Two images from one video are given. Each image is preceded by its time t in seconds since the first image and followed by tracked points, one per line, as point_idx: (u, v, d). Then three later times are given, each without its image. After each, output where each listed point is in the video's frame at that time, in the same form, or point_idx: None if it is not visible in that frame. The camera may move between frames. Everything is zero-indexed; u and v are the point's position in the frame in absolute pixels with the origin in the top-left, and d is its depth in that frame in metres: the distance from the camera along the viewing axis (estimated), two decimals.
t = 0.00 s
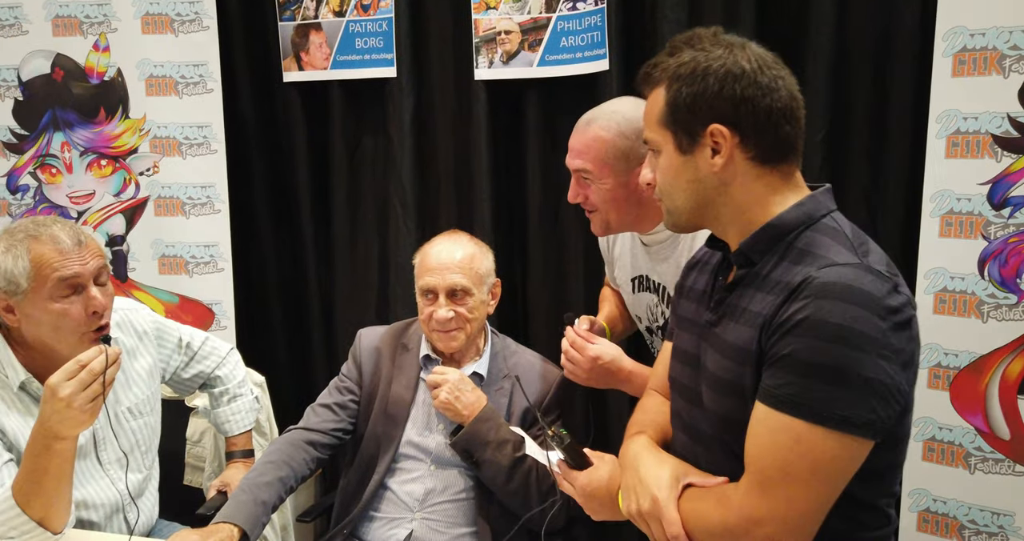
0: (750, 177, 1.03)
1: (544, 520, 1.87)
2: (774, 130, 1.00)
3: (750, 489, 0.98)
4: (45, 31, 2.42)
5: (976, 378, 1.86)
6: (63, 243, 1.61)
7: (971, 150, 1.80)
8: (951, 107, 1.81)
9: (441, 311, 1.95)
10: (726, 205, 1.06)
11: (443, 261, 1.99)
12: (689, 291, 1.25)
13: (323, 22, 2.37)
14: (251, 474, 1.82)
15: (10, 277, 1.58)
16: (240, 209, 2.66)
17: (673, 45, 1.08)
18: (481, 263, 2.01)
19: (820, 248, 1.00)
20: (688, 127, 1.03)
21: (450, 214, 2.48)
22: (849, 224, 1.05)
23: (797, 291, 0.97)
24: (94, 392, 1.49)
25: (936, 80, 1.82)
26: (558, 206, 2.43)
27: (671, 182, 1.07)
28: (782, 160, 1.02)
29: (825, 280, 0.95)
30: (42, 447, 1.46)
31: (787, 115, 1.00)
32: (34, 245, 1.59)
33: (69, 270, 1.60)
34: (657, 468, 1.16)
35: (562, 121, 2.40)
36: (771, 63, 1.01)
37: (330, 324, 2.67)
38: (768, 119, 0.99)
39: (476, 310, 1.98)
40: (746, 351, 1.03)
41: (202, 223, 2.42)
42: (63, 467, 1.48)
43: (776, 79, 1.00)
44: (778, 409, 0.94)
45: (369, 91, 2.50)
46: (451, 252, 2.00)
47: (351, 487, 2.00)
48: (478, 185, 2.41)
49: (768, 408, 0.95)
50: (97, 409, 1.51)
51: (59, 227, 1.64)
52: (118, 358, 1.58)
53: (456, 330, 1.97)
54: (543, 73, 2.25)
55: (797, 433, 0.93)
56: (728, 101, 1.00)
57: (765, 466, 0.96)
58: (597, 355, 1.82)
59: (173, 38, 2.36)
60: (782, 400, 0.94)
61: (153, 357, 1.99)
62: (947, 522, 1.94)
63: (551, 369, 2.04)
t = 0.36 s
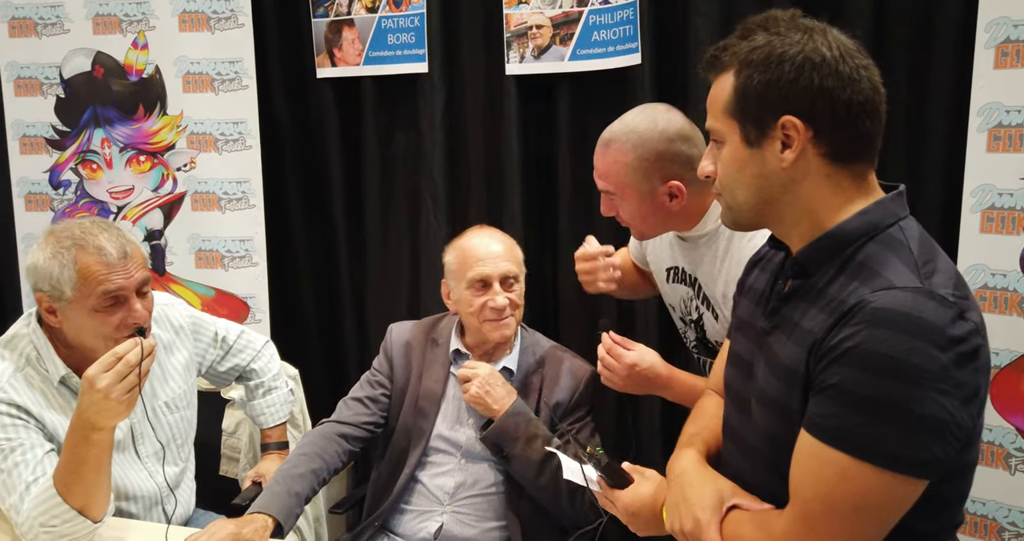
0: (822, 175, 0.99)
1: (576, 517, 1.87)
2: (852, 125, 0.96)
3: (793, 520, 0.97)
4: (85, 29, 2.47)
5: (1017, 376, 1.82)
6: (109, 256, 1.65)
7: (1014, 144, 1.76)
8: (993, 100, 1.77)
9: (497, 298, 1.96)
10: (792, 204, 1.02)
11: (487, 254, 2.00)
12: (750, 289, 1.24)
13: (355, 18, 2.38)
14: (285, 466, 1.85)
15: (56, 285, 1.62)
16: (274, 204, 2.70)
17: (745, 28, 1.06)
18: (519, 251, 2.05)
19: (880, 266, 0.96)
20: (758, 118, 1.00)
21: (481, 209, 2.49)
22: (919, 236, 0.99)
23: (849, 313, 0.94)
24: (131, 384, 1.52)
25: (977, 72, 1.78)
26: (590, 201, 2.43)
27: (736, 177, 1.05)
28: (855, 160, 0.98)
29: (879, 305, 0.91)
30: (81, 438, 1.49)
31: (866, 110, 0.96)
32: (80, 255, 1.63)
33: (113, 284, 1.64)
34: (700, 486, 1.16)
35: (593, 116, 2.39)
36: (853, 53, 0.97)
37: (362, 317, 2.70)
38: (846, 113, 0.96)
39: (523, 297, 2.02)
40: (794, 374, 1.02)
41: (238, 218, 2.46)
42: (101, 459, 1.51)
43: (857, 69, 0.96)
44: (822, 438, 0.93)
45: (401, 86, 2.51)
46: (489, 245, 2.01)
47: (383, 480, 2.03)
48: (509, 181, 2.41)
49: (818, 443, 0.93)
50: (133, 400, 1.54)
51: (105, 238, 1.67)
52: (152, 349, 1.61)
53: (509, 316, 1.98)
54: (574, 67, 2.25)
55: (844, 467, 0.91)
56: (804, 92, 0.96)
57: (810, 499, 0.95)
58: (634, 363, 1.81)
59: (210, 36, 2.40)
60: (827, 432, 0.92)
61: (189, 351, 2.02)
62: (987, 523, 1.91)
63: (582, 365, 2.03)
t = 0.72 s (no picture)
0: (856, 165, 0.98)
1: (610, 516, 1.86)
2: (888, 115, 0.95)
3: (850, 501, 0.96)
4: (127, 31, 2.53)
5: None
6: (166, 256, 1.69)
7: None
8: None
9: (534, 294, 1.96)
10: (826, 193, 1.01)
11: (524, 250, 2.01)
12: (766, 283, 1.25)
13: (389, 17, 2.39)
14: (319, 462, 1.87)
15: (115, 282, 1.65)
16: (309, 203, 2.73)
17: (784, 21, 1.06)
18: (554, 248, 2.06)
19: (929, 251, 0.94)
20: (795, 106, 1.00)
21: (514, 207, 2.49)
22: (953, 224, 1.00)
23: (905, 297, 0.92)
24: (171, 379, 1.53)
25: None
26: (623, 199, 2.41)
27: (769, 165, 1.04)
28: (891, 150, 0.97)
29: (939, 287, 0.89)
30: (121, 432, 1.50)
31: (902, 101, 0.96)
32: (138, 254, 1.67)
33: (170, 283, 1.69)
34: (739, 475, 1.14)
35: (626, 113, 2.38)
36: (890, 45, 0.97)
37: (394, 315, 2.71)
38: (883, 103, 0.95)
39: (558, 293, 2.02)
40: (844, 360, 1.00)
41: (274, 216, 2.48)
42: (142, 452, 1.53)
43: (894, 61, 0.96)
44: (884, 420, 0.91)
45: (434, 85, 2.52)
46: (523, 242, 2.02)
47: (416, 477, 2.04)
48: (541, 179, 2.41)
49: (871, 421, 0.93)
50: (173, 395, 1.56)
51: (161, 237, 1.71)
52: (193, 345, 1.64)
53: (544, 312, 1.97)
54: (608, 65, 2.23)
55: (909, 449, 0.89)
56: (842, 79, 0.95)
57: (868, 480, 0.93)
58: (666, 362, 1.78)
59: (247, 36, 2.43)
60: (888, 411, 0.91)
61: (227, 348, 2.06)
62: None
63: (616, 364, 2.02)
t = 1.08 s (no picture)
0: (856, 161, 1.05)
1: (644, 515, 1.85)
2: (883, 112, 1.03)
3: (890, 486, 1.01)
4: (167, 32, 2.58)
5: None
6: (213, 244, 1.74)
7: None
8: None
9: (547, 295, 1.94)
10: (829, 190, 1.08)
11: (545, 248, 1.98)
12: (777, 285, 1.32)
13: (423, 16, 2.40)
14: (352, 459, 1.88)
15: (168, 275, 1.68)
16: (343, 202, 2.75)
17: (779, 30, 1.13)
18: (582, 249, 2.01)
19: (939, 238, 1.01)
20: (794, 107, 1.07)
21: (547, 206, 2.49)
22: (955, 212, 1.06)
23: (924, 283, 0.98)
24: (214, 375, 1.55)
25: None
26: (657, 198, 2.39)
27: (772, 165, 1.12)
28: (888, 145, 1.05)
29: (955, 271, 0.95)
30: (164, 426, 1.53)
31: (895, 99, 1.03)
32: (186, 245, 1.71)
33: (220, 269, 1.73)
34: (774, 472, 1.18)
35: (660, 111, 2.36)
36: (880, 47, 1.05)
37: (426, 313, 2.72)
38: (878, 100, 1.02)
39: (580, 295, 1.98)
40: (867, 350, 1.06)
41: (309, 215, 2.51)
42: (184, 447, 1.55)
43: (886, 63, 1.04)
44: (916, 404, 0.96)
45: (467, 84, 2.53)
46: (550, 240, 1.99)
47: (448, 474, 2.04)
48: (575, 178, 2.40)
49: (905, 406, 0.97)
50: (217, 391, 1.57)
51: (204, 229, 1.76)
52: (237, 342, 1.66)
53: (560, 314, 1.95)
54: (642, 62, 2.22)
55: (943, 428, 0.94)
56: (837, 81, 1.03)
57: (906, 463, 0.98)
58: (695, 363, 1.79)
59: (283, 37, 2.45)
60: (919, 396, 0.96)
61: (263, 346, 2.08)
62: None
63: (649, 365, 2.00)
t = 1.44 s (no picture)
0: (841, 178, 1.09)
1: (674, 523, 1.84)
2: (862, 129, 1.06)
3: (917, 491, 1.02)
4: (202, 40, 2.63)
5: None
6: (252, 252, 1.78)
7: None
8: None
9: (581, 298, 1.94)
10: (821, 207, 1.12)
11: (580, 251, 1.98)
12: (793, 301, 1.35)
13: (453, 23, 2.42)
14: (383, 463, 1.89)
15: (210, 284, 1.71)
16: (374, 207, 2.78)
17: (757, 64, 1.19)
18: (616, 253, 2.00)
19: (936, 240, 1.04)
20: (775, 135, 1.12)
21: (576, 211, 2.49)
22: (953, 212, 1.09)
23: (924, 286, 1.01)
24: (247, 378, 1.58)
25: None
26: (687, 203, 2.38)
27: (764, 190, 1.17)
28: (872, 159, 1.08)
29: (952, 271, 0.98)
30: (200, 428, 1.56)
31: (873, 115, 1.07)
32: (228, 254, 1.75)
33: (260, 277, 1.78)
34: (806, 488, 1.22)
35: (690, 115, 2.34)
36: (853, 69, 1.09)
37: (455, 317, 2.73)
38: (854, 119, 1.06)
39: (615, 298, 1.97)
40: (879, 358, 1.09)
41: (340, 220, 2.54)
42: (217, 448, 1.57)
43: (859, 82, 1.08)
44: (930, 406, 0.98)
45: (497, 90, 2.54)
46: (585, 243, 1.99)
47: (476, 480, 2.05)
48: (604, 184, 2.40)
49: (921, 406, 0.99)
50: (249, 393, 1.60)
51: (243, 237, 1.81)
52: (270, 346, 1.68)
53: (594, 318, 1.95)
54: (672, 67, 2.21)
55: (959, 428, 0.96)
56: (812, 106, 1.08)
57: (930, 467, 1.00)
58: (719, 380, 1.77)
59: (314, 44, 2.48)
60: (933, 396, 0.98)
61: (295, 350, 2.11)
62: None
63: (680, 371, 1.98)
